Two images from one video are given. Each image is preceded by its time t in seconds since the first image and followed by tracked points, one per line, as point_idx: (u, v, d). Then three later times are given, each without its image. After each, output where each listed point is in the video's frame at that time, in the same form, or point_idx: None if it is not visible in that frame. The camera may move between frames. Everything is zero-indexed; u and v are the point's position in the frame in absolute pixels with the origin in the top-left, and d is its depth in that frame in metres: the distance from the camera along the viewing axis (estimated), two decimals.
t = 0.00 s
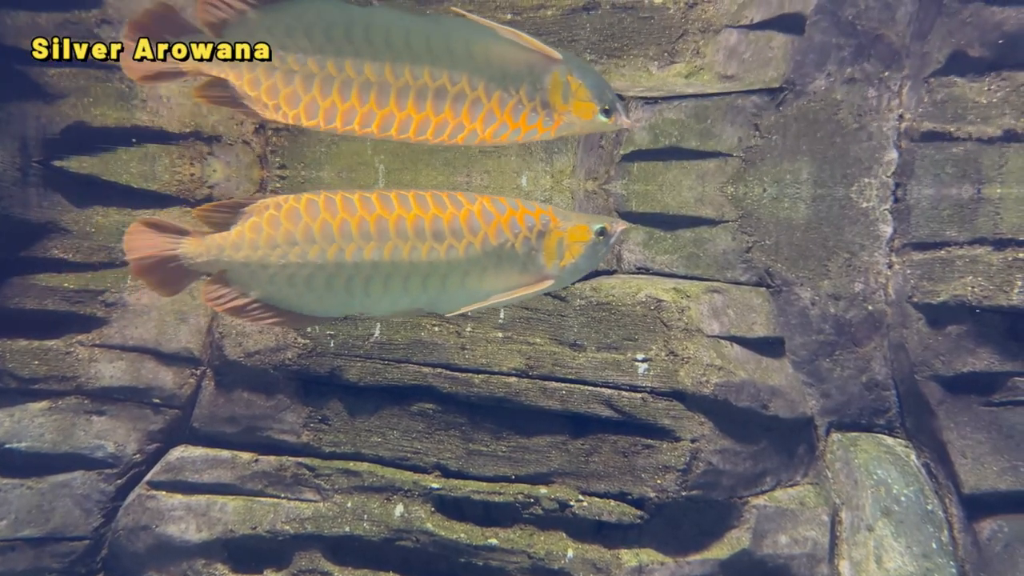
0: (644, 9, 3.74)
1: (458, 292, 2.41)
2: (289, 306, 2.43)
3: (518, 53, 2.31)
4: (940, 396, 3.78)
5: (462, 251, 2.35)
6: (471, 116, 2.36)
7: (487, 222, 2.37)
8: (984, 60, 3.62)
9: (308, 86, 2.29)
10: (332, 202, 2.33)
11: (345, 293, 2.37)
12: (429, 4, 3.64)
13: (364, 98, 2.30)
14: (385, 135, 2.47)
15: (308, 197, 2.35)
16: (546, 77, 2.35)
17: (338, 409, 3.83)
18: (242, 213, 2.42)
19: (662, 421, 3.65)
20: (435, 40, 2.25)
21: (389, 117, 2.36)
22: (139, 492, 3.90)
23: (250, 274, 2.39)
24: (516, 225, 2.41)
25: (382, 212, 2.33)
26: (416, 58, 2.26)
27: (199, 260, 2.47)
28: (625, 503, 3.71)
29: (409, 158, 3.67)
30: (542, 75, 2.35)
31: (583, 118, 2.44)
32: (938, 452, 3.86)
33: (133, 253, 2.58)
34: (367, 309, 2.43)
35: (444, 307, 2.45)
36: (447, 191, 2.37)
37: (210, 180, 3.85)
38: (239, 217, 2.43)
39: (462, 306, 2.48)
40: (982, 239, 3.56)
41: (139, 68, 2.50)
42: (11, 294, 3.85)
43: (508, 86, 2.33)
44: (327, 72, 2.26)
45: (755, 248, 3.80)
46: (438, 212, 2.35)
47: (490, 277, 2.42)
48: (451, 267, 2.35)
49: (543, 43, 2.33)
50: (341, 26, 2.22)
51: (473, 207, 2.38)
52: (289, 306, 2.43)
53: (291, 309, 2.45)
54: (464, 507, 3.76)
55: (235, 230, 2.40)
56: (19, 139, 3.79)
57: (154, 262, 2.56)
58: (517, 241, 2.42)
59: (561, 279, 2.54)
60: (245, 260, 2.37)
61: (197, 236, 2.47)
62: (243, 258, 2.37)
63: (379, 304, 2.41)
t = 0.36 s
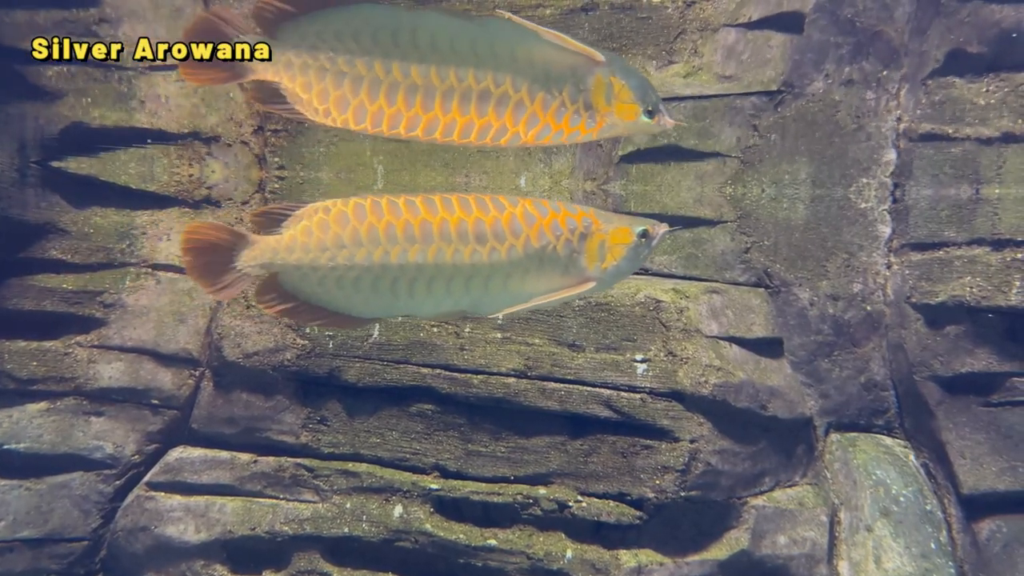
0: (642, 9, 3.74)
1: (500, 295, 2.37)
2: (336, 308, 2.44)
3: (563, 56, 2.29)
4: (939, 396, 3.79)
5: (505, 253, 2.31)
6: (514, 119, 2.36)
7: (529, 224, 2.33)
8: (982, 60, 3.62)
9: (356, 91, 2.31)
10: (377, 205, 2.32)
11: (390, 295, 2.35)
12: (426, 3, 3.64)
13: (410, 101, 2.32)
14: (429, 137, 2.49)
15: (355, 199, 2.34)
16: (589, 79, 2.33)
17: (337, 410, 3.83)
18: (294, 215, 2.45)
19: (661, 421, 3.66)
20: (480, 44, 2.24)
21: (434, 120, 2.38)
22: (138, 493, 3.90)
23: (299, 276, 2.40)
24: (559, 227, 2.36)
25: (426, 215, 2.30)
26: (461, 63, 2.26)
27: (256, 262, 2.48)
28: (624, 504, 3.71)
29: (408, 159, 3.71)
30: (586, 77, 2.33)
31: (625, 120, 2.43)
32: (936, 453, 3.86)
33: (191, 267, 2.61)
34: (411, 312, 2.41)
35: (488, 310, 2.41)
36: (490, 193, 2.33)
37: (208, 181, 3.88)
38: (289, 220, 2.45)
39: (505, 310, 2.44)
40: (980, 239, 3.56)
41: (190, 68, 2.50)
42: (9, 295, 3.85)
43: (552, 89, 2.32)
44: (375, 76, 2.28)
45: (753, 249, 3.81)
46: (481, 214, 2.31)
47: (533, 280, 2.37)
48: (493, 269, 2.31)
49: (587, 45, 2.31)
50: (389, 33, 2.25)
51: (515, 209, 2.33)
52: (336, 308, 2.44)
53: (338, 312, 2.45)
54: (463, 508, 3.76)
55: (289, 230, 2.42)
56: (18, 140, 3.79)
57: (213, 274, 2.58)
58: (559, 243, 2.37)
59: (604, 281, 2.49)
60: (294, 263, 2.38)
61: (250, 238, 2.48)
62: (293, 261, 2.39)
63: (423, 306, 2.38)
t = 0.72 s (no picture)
0: (642, 9, 3.69)
1: (542, 296, 2.53)
2: (385, 307, 2.67)
3: (604, 57, 2.42)
4: (937, 396, 3.79)
5: (546, 256, 2.47)
6: (556, 120, 2.47)
7: (571, 227, 2.48)
8: (980, 60, 3.61)
9: (403, 94, 2.47)
10: (423, 209, 2.50)
11: (437, 296, 2.55)
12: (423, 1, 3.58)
13: (454, 104, 2.45)
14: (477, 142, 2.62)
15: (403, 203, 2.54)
16: (632, 78, 2.45)
17: (336, 411, 3.83)
18: (343, 218, 2.66)
19: (660, 421, 3.66)
20: (523, 46, 2.39)
21: (478, 123, 2.50)
22: (137, 494, 3.89)
23: (352, 278, 2.63)
24: (600, 230, 2.51)
25: (469, 218, 2.47)
26: (504, 64, 2.39)
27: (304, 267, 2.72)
28: (623, 504, 3.71)
29: (407, 159, 3.73)
30: (630, 76, 2.45)
31: (670, 119, 2.53)
32: (935, 452, 3.87)
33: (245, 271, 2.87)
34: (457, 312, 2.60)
35: (530, 310, 2.58)
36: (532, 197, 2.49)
37: (207, 181, 3.89)
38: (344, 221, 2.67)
39: (548, 310, 2.61)
40: (979, 239, 3.56)
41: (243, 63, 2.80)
42: (8, 296, 3.84)
43: (593, 89, 2.43)
44: (421, 79, 2.44)
45: (752, 249, 3.81)
46: (523, 218, 2.47)
47: (574, 281, 2.53)
48: (535, 272, 2.48)
49: (631, 47, 2.45)
50: (435, 37, 2.42)
51: (557, 212, 2.48)
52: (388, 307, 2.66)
53: (389, 309, 2.67)
54: (462, 508, 3.77)
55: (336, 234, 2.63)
56: (17, 141, 3.79)
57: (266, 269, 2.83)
58: (602, 246, 2.52)
59: (645, 283, 2.64)
60: (346, 264, 2.61)
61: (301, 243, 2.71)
62: (345, 263, 2.61)
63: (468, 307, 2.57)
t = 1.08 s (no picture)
0: (641, 10, 3.61)
1: (585, 296, 2.70)
2: (429, 307, 2.82)
3: (643, 62, 2.63)
4: (937, 397, 3.80)
5: (589, 257, 2.63)
6: (597, 121, 2.68)
7: (613, 229, 2.64)
8: (979, 60, 3.61)
9: (449, 97, 2.68)
10: (467, 212, 2.64)
11: (481, 296, 2.70)
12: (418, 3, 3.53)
13: (499, 106, 2.65)
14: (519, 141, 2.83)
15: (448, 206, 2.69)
16: (676, 81, 2.65)
17: (336, 412, 3.82)
18: (389, 221, 2.84)
19: (659, 422, 3.66)
20: (566, 52, 2.61)
21: (522, 124, 2.71)
22: (136, 495, 3.89)
23: (397, 279, 2.78)
24: (641, 232, 2.67)
25: (514, 221, 2.62)
26: (547, 69, 2.61)
27: (349, 267, 2.89)
28: (623, 505, 3.72)
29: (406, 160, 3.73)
30: (671, 79, 2.65)
31: (711, 121, 2.74)
32: (935, 453, 3.86)
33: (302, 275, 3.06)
34: (500, 311, 2.76)
35: (573, 309, 2.75)
36: (575, 200, 2.64)
37: (206, 182, 3.90)
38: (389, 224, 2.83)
39: (588, 308, 2.77)
40: (978, 239, 3.57)
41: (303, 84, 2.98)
42: (8, 297, 3.85)
43: (632, 92, 2.64)
44: (466, 82, 2.65)
45: (752, 249, 3.80)
46: (566, 220, 2.63)
47: (615, 281, 2.69)
48: (578, 273, 2.64)
49: (673, 51, 2.65)
50: (481, 43, 2.64)
51: (600, 215, 2.64)
52: (431, 308, 2.81)
53: (433, 309, 2.83)
54: (462, 509, 3.77)
55: (382, 234, 2.80)
56: (16, 142, 3.80)
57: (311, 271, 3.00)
58: (643, 248, 2.68)
59: (686, 283, 2.81)
60: (392, 266, 2.76)
61: (347, 243, 2.88)
62: (391, 264, 2.76)
63: (512, 306, 2.72)
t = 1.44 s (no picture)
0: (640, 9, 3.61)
1: (624, 297, 2.76)
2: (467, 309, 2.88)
3: (686, 63, 2.63)
4: (937, 397, 3.80)
5: (629, 259, 2.68)
6: (638, 122, 2.67)
7: (653, 231, 2.69)
8: (979, 59, 3.61)
9: (490, 96, 2.68)
10: (507, 215, 2.70)
11: (522, 296, 2.76)
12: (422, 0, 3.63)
13: (540, 106, 2.64)
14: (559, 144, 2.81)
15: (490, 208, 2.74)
16: (717, 81, 2.65)
17: (335, 412, 3.82)
18: (431, 222, 2.89)
19: (659, 422, 3.66)
20: (608, 53, 2.62)
21: (563, 125, 2.70)
22: (136, 496, 3.89)
23: (437, 281, 2.84)
24: (681, 234, 2.71)
25: (553, 223, 2.68)
26: (589, 68, 2.61)
27: (394, 269, 2.96)
28: (623, 505, 3.72)
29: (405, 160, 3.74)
30: (714, 80, 2.65)
31: (752, 122, 2.73)
32: (934, 453, 3.87)
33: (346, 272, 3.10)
34: (540, 312, 2.82)
35: (612, 310, 2.82)
36: (614, 202, 2.68)
37: (206, 182, 3.90)
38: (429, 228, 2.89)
39: (627, 309, 2.83)
40: (978, 239, 3.58)
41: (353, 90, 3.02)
42: (8, 297, 3.85)
43: (674, 93, 2.63)
44: (507, 83, 2.65)
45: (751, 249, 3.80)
46: (605, 222, 2.68)
47: (655, 282, 2.74)
48: (618, 274, 2.70)
49: (715, 52, 2.66)
50: (523, 43, 2.65)
51: (639, 217, 2.68)
52: (471, 310, 2.86)
53: (471, 311, 2.89)
54: (461, 509, 3.77)
55: (425, 236, 2.85)
56: (15, 142, 3.80)
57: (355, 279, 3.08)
58: (683, 249, 2.72)
59: (725, 284, 2.84)
60: (433, 268, 2.82)
61: (392, 245, 2.94)
62: (432, 266, 2.82)
63: (552, 306, 2.78)
